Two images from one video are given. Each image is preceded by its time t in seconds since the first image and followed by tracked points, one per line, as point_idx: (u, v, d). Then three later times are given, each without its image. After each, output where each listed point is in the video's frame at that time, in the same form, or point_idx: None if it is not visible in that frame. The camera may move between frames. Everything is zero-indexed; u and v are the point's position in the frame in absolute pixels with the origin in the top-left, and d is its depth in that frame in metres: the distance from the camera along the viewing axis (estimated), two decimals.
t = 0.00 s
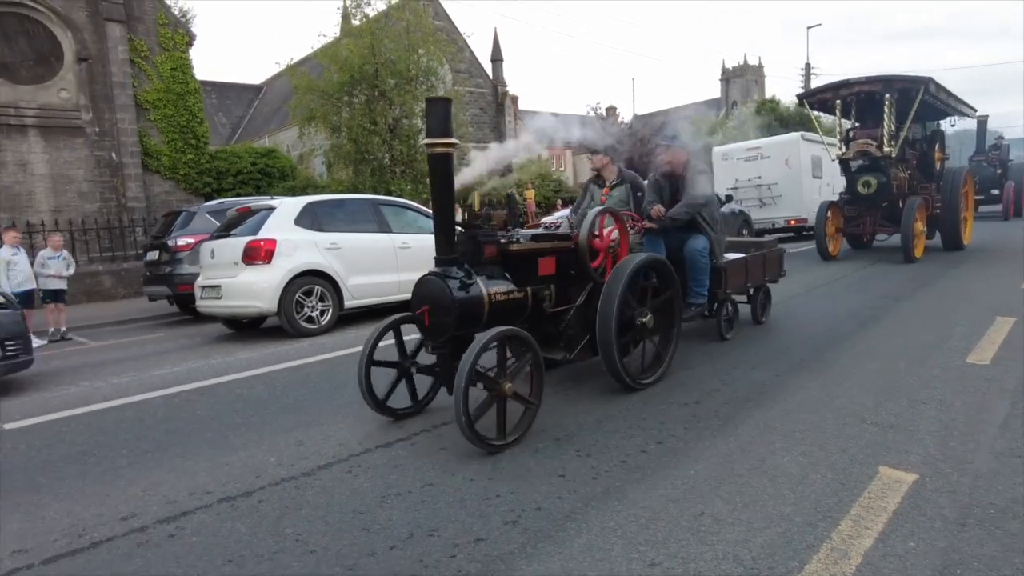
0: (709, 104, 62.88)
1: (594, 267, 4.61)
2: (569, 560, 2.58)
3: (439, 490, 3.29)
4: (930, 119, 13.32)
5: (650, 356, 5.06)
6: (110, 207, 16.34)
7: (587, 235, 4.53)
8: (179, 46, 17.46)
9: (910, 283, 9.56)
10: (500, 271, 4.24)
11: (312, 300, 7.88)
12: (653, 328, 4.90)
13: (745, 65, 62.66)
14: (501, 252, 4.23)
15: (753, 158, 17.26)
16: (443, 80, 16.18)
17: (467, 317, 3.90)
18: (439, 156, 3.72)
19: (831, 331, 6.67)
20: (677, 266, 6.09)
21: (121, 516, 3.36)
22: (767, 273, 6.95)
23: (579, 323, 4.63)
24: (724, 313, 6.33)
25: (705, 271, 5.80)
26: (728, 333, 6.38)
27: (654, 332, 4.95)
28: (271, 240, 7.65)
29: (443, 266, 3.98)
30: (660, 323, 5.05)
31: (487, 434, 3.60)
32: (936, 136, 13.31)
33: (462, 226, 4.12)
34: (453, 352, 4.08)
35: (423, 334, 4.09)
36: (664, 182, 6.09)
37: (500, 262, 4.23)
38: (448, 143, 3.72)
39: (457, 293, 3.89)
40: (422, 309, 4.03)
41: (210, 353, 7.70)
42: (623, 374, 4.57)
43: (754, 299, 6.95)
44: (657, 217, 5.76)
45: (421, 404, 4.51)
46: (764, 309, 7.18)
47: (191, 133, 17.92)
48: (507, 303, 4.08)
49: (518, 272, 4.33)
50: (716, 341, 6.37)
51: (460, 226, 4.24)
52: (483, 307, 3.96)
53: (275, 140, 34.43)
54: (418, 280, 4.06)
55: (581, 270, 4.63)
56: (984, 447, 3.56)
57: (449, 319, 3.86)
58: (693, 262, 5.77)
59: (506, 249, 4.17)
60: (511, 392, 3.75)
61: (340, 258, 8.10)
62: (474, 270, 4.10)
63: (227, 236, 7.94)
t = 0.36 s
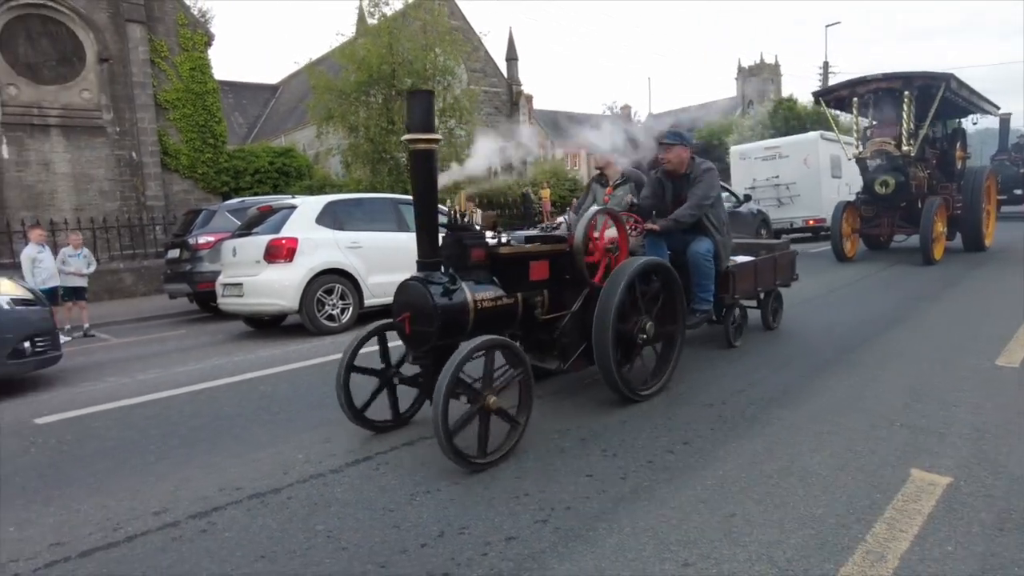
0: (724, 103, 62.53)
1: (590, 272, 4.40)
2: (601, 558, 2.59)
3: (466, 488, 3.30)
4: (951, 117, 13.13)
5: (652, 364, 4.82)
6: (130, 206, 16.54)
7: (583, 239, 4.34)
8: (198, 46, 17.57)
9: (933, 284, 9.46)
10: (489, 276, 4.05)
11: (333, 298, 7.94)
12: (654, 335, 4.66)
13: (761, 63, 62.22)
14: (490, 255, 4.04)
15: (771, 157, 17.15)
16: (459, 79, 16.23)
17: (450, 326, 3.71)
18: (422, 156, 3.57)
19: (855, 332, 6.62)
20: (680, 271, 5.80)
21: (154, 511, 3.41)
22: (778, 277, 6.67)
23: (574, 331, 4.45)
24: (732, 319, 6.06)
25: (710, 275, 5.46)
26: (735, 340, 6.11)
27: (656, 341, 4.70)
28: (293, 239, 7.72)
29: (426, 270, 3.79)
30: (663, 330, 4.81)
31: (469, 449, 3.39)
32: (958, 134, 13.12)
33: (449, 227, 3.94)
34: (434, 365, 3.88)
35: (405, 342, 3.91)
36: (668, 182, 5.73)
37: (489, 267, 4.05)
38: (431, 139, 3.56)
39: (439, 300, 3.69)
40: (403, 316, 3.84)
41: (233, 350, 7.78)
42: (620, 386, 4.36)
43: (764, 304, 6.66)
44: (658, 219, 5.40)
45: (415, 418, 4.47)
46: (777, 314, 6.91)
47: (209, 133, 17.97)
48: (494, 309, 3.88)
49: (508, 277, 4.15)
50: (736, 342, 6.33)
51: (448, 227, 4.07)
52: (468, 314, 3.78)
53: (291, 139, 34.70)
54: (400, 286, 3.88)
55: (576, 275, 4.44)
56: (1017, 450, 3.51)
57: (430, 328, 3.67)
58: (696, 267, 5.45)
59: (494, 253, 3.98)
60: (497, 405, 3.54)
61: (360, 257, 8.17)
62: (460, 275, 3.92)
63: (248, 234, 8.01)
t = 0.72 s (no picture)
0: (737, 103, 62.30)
1: (585, 276, 4.15)
2: (638, 557, 2.60)
3: (497, 486, 3.31)
4: (969, 116, 12.99)
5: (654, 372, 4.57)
6: (146, 203, 16.68)
7: (578, 238, 4.04)
8: (214, 46, 17.51)
9: (953, 286, 9.40)
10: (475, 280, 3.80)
11: (352, 296, 8.00)
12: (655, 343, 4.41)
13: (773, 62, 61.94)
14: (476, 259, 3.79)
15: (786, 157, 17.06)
16: (474, 79, 16.26)
17: (432, 334, 3.47)
18: (400, 152, 3.30)
19: (876, 333, 6.60)
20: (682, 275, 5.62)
21: (188, 506, 3.45)
22: (788, 282, 6.41)
23: (568, 339, 4.22)
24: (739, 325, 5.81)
25: (714, 280, 5.28)
26: (743, 347, 5.85)
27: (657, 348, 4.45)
28: (313, 237, 7.78)
29: (406, 274, 3.52)
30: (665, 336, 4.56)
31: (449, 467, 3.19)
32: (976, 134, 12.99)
33: (432, 228, 3.67)
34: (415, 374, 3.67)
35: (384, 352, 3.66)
36: (668, 182, 5.55)
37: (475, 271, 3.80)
38: (410, 134, 3.30)
39: (419, 306, 3.45)
40: (382, 324, 3.58)
41: (253, 348, 7.84)
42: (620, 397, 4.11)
43: (773, 309, 6.40)
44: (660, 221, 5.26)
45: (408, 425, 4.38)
46: (788, 320, 6.66)
47: (224, 133, 17.80)
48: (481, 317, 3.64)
49: (495, 282, 3.92)
50: (755, 343, 6.31)
51: (431, 228, 3.80)
52: (450, 322, 3.51)
53: (303, 137, 34.90)
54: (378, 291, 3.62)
55: (570, 280, 4.20)
56: None
57: (410, 337, 3.42)
58: (699, 270, 5.26)
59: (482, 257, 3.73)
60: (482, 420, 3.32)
61: (379, 255, 8.24)
62: (444, 279, 3.65)
63: (268, 233, 8.06)
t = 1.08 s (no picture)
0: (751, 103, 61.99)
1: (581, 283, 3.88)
2: (677, 557, 2.62)
3: (531, 485, 3.35)
4: (990, 116, 12.85)
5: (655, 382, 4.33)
6: (164, 203, 16.83)
7: (573, 242, 3.77)
8: (232, 46, 17.58)
9: (977, 288, 9.32)
10: (461, 287, 3.56)
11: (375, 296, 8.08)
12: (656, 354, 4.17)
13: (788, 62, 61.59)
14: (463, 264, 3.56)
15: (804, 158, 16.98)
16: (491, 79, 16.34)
17: (411, 345, 3.25)
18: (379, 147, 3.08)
19: (901, 335, 6.57)
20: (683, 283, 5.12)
21: (227, 502, 3.51)
22: (800, 287, 6.14)
23: (563, 350, 4.01)
24: (748, 333, 5.56)
25: (718, 289, 4.87)
26: (752, 356, 5.61)
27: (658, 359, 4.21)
28: (336, 237, 7.82)
29: (386, 281, 3.30)
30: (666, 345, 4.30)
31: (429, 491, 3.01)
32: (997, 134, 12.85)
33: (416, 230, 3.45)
34: (394, 389, 3.42)
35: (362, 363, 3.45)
36: (667, 182, 5.02)
37: (461, 277, 3.56)
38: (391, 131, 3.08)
39: (398, 315, 3.22)
40: (359, 334, 3.37)
41: (277, 346, 7.93)
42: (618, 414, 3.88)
43: (783, 317, 6.10)
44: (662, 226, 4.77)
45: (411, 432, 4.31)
46: (800, 326, 6.43)
47: (241, 132, 17.83)
48: (467, 327, 3.43)
49: (484, 289, 3.66)
50: (778, 345, 6.28)
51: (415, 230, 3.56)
52: (434, 333, 3.30)
53: (318, 137, 35.15)
54: (354, 298, 3.40)
55: (565, 287, 3.95)
56: None
57: (388, 348, 3.21)
58: (703, 278, 4.82)
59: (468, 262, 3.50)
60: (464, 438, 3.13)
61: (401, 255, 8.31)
62: (427, 286, 3.41)
63: (291, 232, 8.15)
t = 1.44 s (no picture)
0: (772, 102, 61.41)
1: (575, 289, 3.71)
2: (717, 555, 2.65)
3: (567, 483, 3.38)
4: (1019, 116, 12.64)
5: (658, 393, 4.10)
6: (189, 202, 17.06)
7: (566, 247, 3.59)
8: (256, 47, 17.74)
9: (1009, 291, 9.17)
10: (446, 293, 3.41)
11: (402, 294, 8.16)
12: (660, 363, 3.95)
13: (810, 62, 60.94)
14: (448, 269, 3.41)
15: (828, 158, 16.81)
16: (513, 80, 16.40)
17: (389, 356, 3.13)
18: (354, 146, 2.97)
19: (932, 338, 6.50)
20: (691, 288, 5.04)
21: (267, 497, 3.58)
22: (817, 292, 5.81)
23: (558, 360, 3.82)
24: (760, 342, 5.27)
25: (725, 294, 4.71)
26: (764, 366, 5.32)
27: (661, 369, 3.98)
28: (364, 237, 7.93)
29: (364, 288, 3.18)
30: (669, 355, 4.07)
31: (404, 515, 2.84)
32: None
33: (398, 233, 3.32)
34: (372, 402, 3.29)
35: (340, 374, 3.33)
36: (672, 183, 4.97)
37: (446, 282, 3.41)
38: (367, 126, 3.00)
39: (375, 325, 3.09)
40: (335, 343, 3.25)
41: (305, 345, 8.02)
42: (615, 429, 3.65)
43: (800, 322, 5.77)
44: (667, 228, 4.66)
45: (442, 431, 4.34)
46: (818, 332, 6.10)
47: (265, 132, 17.97)
48: (449, 336, 3.29)
49: (470, 296, 3.51)
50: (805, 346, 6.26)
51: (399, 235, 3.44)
52: (413, 342, 3.18)
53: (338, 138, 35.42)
54: (332, 305, 3.29)
55: (559, 293, 3.79)
56: None
57: (364, 359, 3.09)
58: (710, 284, 4.69)
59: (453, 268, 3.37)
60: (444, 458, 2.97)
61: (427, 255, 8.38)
62: (408, 293, 3.29)
63: (319, 232, 8.25)
